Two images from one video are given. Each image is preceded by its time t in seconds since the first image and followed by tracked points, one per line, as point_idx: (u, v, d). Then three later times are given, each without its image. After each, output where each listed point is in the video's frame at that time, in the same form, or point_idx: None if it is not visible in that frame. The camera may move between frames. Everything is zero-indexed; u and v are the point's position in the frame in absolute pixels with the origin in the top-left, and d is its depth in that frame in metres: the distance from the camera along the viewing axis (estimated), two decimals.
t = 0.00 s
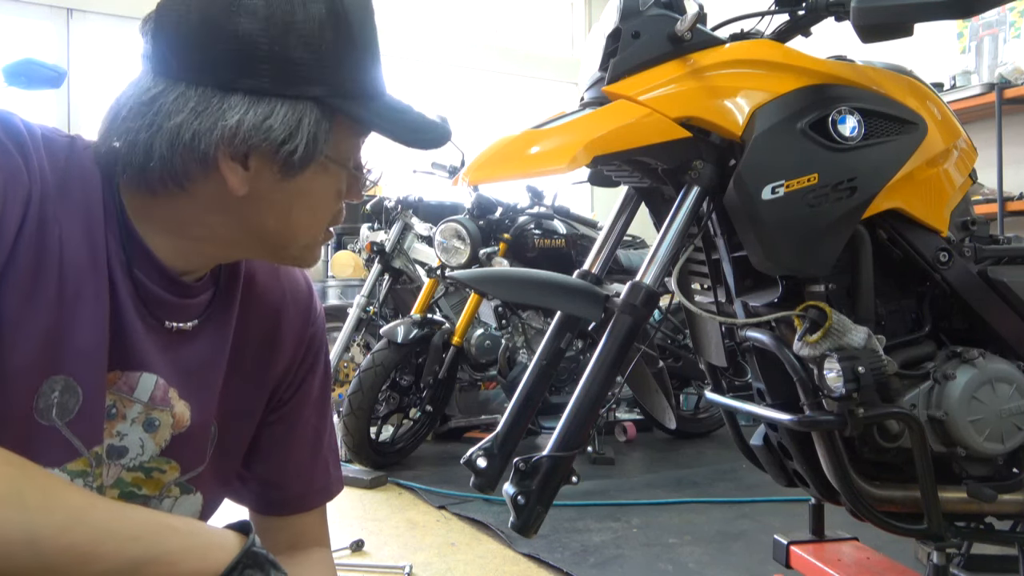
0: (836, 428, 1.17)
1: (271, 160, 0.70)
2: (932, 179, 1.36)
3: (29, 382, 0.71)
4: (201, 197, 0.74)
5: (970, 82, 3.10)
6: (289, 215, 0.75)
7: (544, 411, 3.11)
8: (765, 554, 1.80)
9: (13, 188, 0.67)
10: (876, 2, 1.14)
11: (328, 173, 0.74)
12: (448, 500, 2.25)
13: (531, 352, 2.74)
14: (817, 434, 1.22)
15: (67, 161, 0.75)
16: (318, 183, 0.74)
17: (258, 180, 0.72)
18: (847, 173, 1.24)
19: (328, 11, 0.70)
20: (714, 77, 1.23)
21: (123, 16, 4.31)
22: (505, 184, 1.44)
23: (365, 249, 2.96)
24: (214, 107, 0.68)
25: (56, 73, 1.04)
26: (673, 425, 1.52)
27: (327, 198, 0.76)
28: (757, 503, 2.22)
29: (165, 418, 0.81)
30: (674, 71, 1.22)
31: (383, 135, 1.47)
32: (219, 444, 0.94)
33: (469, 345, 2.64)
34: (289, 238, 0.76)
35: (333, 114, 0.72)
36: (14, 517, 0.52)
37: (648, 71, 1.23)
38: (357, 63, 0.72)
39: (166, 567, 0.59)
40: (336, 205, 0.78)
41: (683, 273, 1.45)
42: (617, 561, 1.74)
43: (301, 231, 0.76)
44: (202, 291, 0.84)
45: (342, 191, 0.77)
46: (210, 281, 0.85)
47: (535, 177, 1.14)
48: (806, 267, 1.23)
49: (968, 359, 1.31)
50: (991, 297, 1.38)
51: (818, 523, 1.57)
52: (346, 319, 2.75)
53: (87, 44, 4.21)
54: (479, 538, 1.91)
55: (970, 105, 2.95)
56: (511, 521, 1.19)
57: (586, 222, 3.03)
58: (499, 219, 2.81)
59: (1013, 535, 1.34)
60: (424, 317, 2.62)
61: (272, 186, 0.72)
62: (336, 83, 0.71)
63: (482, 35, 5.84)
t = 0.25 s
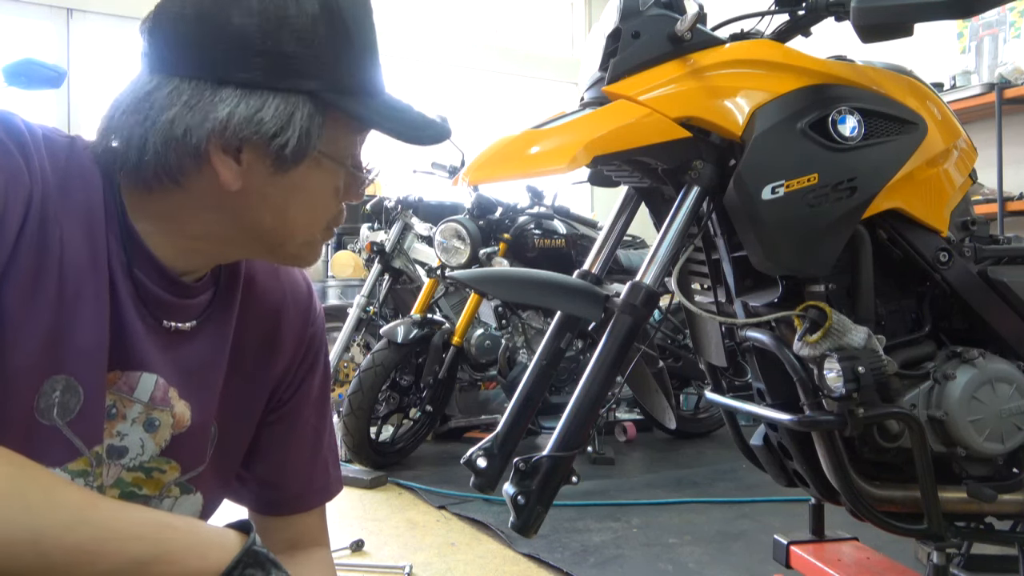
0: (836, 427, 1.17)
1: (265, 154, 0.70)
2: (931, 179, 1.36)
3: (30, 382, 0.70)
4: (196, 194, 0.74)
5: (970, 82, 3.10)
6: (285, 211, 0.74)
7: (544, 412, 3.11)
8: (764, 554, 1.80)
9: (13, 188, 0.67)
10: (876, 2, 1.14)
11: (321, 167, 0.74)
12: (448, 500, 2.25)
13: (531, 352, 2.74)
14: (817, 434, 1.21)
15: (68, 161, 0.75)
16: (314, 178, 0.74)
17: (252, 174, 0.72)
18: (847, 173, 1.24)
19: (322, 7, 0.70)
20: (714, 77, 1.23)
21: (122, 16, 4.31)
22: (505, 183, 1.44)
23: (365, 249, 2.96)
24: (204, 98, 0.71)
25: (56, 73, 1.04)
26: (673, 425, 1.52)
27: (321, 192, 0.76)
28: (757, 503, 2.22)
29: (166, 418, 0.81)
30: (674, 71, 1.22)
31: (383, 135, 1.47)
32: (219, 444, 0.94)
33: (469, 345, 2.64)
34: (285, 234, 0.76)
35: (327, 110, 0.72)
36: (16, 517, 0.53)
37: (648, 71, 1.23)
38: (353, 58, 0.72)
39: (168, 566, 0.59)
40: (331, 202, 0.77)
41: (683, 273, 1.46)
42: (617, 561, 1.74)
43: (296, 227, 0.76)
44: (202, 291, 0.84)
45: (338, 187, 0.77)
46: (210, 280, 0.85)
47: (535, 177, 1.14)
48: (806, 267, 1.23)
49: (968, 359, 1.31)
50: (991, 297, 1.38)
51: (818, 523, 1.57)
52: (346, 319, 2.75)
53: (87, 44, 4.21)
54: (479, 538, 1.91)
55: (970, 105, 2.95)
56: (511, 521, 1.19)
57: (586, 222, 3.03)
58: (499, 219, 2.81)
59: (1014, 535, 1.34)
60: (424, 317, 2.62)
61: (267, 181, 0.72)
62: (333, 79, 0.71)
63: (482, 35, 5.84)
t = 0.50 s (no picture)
0: (837, 427, 1.17)
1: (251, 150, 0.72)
2: (932, 179, 1.36)
3: (29, 382, 0.71)
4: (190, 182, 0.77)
5: (970, 82, 3.10)
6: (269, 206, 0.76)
7: (544, 411, 3.11)
8: (764, 554, 1.80)
9: (17, 188, 0.67)
10: (876, 2, 1.14)
11: (210, 97, 0.63)
12: (448, 500, 2.25)
13: (531, 352, 2.74)
14: (817, 434, 1.21)
15: (69, 163, 0.75)
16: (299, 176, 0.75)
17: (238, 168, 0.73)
18: (847, 173, 1.24)
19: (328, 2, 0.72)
20: (714, 77, 1.23)
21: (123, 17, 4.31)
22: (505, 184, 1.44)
23: (365, 249, 2.96)
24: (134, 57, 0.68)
25: (56, 73, 1.04)
26: (673, 425, 1.52)
27: (207, 126, 0.63)
28: (757, 503, 2.22)
29: (161, 418, 0.81)
30: (674, 71, 1.22)
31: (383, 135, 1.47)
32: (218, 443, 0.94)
33: (469, 345, 2.64)
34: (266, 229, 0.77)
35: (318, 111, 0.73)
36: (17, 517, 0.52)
37: (648, 71, 1.23)
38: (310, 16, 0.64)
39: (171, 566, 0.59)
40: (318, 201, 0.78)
41: (683, 273, 1.46)
42: (617, 561, 1.74)
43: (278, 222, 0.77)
44: (200, 291, 0.83)
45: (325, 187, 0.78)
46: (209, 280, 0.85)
47: (535, 177, 1.14)
48: (806, 267, 1.23)
49: (968, 359, 1.31)
50: (992, 297, 1.38)
51: (818, 523, 1.57)
52: (346, 319, 2.75)
53: (87, 44, 4.21)
54: (479, 538, 1.91)
55: (970, 105, 2.95)
56: (511, 521, 1.19)
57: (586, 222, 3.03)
58: (498, 219, 2.81)
59: (1014, 535, 1.34)
60: (424, 317, 2.62)
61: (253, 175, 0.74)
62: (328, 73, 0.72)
63: (483, 35, 5.84)
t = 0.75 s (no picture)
0: (836, 427, 1.17)
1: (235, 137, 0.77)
2: (932, 179, 1.37)
3: (32, 376, 0.71)
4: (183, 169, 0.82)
5: (970, 82, 3.10)
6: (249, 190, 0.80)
7: (544, 412, 3.11)
8: (764, 554, 1.80)
9: (21, 184, 0.68)
10: (876, 3, 1.14)
11: (191, 78, 0.74)
12: (448, 500, 2.25)
13: (531, 352, 2.74)
14: (817, 433, 1.21)
15: (73, 161, 0.76)
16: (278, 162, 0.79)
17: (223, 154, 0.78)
18: (847, 173, 1.24)
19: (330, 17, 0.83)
20: (714, 77, 1.23)
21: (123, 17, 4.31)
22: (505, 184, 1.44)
23: (365, 249, 2.96)
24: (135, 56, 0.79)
25: (56, 73, 1.04)
26: (673, 425, 1.52)
27: (192, 109, 0.73)
28: (757, 503, 2.22)
29: (161, 414, 0.82)
30: (674, 71, 1.22)
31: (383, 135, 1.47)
32: (220, 442, 0.94)
33: (469, 345, 2.64)
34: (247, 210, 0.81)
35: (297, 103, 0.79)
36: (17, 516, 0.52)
37: (648, 71, 1.23)
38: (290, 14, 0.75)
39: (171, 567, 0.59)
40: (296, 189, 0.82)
41: (683, 273, 1.46)
42: (617, 561, 1.74)
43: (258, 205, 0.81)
44: (202, 288, 0.84)
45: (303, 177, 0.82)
46: (212, 277, 0.85)
47: (535, 177, 1.14)
48: (806, 267, 1.23)
49: (968, 359, 1.31)
50: (992, 297, 1.38)
51: (818, 523, 1.57)
52: (346, 319, 2.75)
53: (87, 44, 4.21)
54: (479, 538, 1.91)
55: (970, 105, 2.95)
56: (511, 521, 1.19)
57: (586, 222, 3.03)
58: (498, 219, 2.81)
59: (1014, 535, 1.34)
60: (424, 317, 2.62)
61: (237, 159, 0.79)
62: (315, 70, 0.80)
63: (483, 35, 5.84)
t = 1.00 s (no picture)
0: (836, 427, 1.17)
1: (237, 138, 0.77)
2: (932, 179, 1.37)
3: (34, 373, 0.71)
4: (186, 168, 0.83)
5: (970, 82, 3.10)
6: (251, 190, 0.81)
7: (544, 412, 3.11)
8: (764, 554, 1.80)
9: (22, 182, 0.68)
10: (876, 2, 1.14)
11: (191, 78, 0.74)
12: (448, 500, 2.25)
13: (531, 352, 2.74)
14: (816, 433, 1.21)
15: (75, 159, 0.76)
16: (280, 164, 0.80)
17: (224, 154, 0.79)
18: (847, 173, 1.24)
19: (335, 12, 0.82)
20: (714, 77, 1.23)
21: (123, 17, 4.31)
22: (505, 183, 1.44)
23: (365, 249, 2.96)
24: (137, 55, 0.80)
25: (56, 73, 1.04)
26: (673, 425, 1.52)
27: (192, 108, 0.73)
28: (757, 503, 2.22)
29: (161, 412, 0.82)
30: (675, 71, 1.22)
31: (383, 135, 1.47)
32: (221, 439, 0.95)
33: (469, 345, 2.63)
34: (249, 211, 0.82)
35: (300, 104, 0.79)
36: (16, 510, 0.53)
37: (649, 71, 1.23)
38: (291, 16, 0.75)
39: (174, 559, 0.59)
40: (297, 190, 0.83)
41: (683, 273, 1.46)
42: (617, 561, 1.74)
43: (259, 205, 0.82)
44: (203, 285, 0.85)
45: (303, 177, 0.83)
46: (212, 275, 0.86)
47: (535, 177, 1.14)
48: (806, 267, 1.23)
49: (968, 359, 1.31)
50: (992, 297, 1.38)
51: (818, 523, 1.57)
52: (346, 319, 2.76)
53: (87, 44, 4.21)
54: (479, 538, 1.91)
55: (971, 105, 2.95)
56: (511, 521, 1.19)
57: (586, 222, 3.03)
58: (498, 219, 2.81)
59: (1014, 535, 1.34)
60: (424, 317, 2.62)
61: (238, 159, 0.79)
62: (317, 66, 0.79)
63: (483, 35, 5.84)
